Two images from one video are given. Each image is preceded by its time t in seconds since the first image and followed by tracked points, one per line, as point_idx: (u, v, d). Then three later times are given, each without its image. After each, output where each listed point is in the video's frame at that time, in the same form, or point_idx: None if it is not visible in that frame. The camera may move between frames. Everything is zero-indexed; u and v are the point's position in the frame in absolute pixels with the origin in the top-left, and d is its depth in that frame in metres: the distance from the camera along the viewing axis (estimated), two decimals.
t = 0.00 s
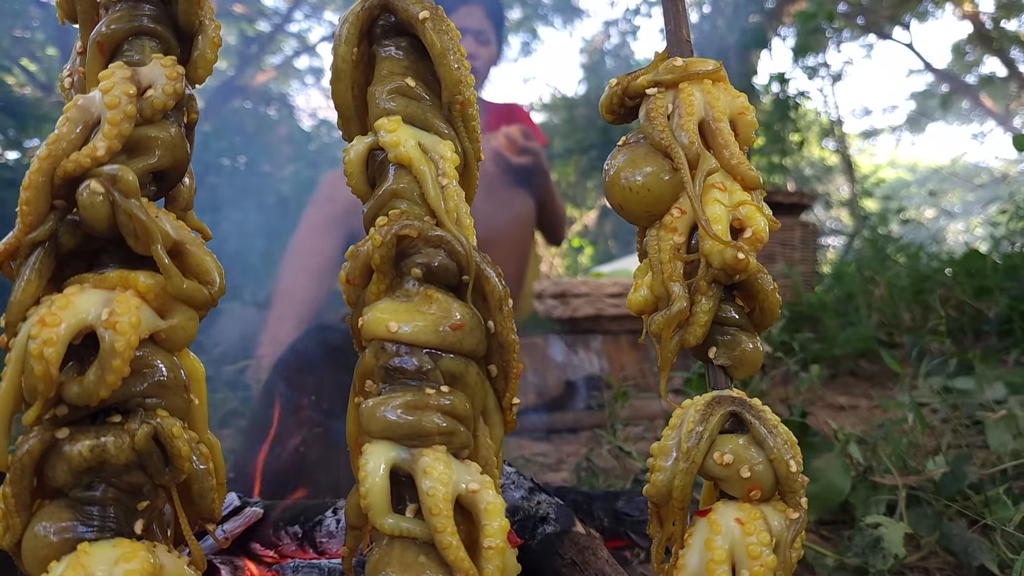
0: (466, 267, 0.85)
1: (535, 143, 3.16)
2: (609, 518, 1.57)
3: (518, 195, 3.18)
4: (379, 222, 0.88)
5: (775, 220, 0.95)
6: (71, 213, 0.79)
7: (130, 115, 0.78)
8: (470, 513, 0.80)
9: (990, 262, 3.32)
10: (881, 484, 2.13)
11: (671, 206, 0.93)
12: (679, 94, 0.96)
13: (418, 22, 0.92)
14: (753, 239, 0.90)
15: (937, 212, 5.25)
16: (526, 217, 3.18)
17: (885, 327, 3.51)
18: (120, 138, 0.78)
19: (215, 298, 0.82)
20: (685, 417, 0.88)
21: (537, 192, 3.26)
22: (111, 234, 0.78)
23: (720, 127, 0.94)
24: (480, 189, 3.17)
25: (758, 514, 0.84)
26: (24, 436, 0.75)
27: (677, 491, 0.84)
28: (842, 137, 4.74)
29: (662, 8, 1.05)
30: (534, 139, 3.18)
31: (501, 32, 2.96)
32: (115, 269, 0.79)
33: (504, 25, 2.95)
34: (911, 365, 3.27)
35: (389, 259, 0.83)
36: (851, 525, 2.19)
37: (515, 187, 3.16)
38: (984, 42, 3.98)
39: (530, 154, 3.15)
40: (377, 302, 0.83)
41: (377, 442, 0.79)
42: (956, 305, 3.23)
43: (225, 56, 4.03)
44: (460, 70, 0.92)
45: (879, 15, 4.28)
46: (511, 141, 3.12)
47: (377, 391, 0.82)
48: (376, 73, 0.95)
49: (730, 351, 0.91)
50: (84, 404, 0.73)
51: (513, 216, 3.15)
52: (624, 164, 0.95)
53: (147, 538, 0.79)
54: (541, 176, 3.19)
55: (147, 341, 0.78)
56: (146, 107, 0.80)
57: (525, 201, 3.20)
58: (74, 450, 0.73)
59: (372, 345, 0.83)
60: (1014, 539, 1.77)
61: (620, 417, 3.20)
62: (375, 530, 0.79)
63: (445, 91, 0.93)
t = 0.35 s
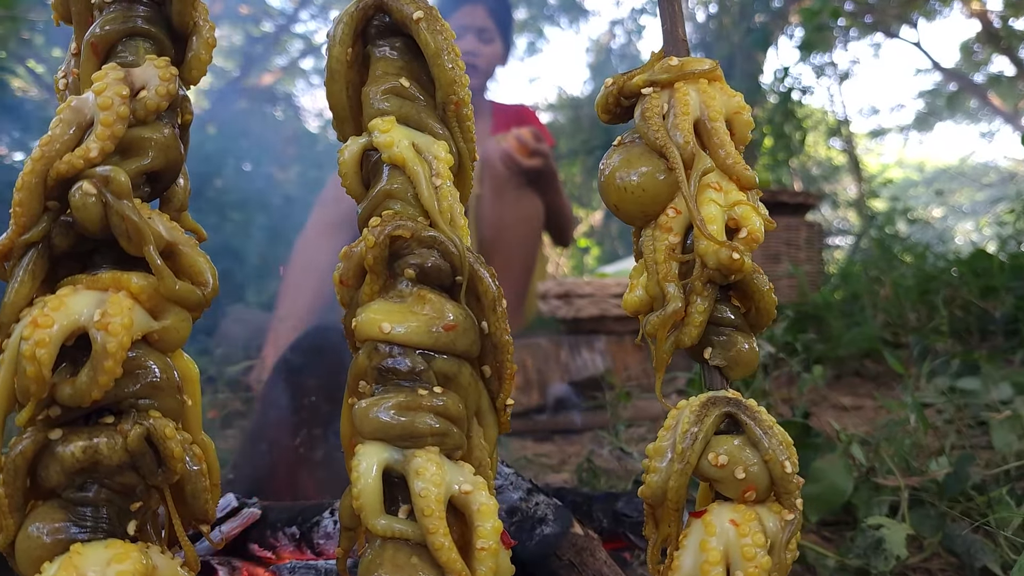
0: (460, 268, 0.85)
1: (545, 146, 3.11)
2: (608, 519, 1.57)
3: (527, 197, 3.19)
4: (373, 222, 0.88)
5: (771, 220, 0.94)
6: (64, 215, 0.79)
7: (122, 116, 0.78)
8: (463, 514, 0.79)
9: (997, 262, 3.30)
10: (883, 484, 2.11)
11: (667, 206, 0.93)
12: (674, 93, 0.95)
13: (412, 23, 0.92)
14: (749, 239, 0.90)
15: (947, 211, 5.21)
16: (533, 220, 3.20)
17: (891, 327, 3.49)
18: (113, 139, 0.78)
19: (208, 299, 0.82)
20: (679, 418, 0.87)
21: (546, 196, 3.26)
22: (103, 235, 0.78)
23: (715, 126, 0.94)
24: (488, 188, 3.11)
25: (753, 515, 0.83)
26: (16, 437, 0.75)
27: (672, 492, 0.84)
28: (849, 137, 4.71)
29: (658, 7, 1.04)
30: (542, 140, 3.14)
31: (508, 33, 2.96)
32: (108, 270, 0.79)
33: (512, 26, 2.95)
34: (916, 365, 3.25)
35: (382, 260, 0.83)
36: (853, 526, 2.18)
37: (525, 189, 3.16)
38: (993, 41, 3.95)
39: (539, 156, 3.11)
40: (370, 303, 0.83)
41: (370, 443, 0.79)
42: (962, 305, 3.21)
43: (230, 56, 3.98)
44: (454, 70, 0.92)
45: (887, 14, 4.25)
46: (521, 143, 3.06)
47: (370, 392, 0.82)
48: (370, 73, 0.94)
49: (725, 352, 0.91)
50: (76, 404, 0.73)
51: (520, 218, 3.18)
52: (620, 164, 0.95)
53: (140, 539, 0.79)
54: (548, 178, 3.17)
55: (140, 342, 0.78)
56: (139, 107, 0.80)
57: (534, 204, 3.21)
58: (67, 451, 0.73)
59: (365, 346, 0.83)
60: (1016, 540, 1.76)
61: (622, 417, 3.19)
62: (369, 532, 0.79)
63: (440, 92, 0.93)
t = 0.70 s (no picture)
0: (451, 268, 0.85)
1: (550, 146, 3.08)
2: (606, 519, 1.58)
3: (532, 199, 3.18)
4: (365, 223, 0.88)
5: (763, 220, 0.94)
6: (56, 216, 0.79)
7: (114, 118, 0.78)
8: (454, 514, 0.80)
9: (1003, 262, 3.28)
10: (884, 484, 2.10)
11: (659, 206, 0.93)
12: (667, 94, 0.95)
13: (404, 23, 0.92)
14: (741, 239, 0.90)
15: (954, 210, 5.16)
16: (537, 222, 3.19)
17: (895, 327, 3.47)
18: (105, 140, 0.78)
19: (200, 299, 0.82)
20: (671, 418, 0.87)
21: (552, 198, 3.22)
22: (95, 237, 0.79)
23: (708, 127, 0.94)
24: (493, 190, 3.11)
25: (745, 516, 0.83)
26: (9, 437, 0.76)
27: (663, 492, 0.84)
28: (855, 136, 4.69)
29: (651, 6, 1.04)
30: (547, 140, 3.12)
31: (513, 35, 2.93)
32: (100, 271, 0.79)
33: (517, 29, 2.90)
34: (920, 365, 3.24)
35: (373, 261, 0.83)
36: (854, 526, 2.17)
37: (530, 191, 3.13)
38: (1001, 39, 3.92)
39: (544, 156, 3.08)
40: (362, 304, 0.83)
41: (360, 443, 0.79)
42: (966, 305, 3.19)
43: (235, 57, 4.19)
44: (446, 71, 0.93)
45: (893, 13, 4.23)
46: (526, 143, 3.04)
47: (362, 392, 0.83)
48: (363, 74, 0.95)
49: (717, 352, 0.91)
50: (68, 405, 0.74)
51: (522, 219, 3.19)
52: (612, 164, 0.95)
53: (132, 538, 0.80)
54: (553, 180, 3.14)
55: (132, 343, 0.78)
56: (132, 109, 0.81)
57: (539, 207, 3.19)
58: (58, 451, 0.73)
59: (357, 347, 0.83)
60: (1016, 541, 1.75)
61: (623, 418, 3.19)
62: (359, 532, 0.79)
63: (432, 93, 0.93)
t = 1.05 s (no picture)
0: (444, 271, 0.85)
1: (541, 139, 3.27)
2: (605, 520, 1.60)
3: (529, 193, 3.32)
4: (359, 226, 0.89)
5: (756, 221, 0.94)
6: (51, 220, 0.80)
7: (108, 123, 0.79)
8: (447, 516, 0.80)
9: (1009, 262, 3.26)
10: (884, 485, 2.10)
11: (652, 208, 0.93)
12: (660, 96, 0.95)
13: (397, 27, 0.93)
14: (734, 241, 0.90)
15: (961, 210, 5.12)
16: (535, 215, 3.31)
17: (900, 328, 3.45)
18: (99, 145, 0.79)
19: (194, 303, 0.83)
20: (665, 419, 0.87)
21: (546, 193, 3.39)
22: (89, 240, 0.79)
23: (701, 128, 0.94)
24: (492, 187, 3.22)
25: (737, 517, 0.83)
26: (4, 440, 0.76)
27: (656, 493, 0.84)
28: (861, 136, 4.66)
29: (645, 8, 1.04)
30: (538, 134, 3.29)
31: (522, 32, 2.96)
32: (95, 275, 0.80)
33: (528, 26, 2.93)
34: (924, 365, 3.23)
35: (367, 263, 0.83)
36: (855, 527, 2.17)
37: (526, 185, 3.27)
38: (1008, 38, 3.90)
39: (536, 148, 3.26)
40: (355, 307, 0.84)
41: (353, 445, 0.79)
42: (972, 306, 3.18)
43: (242, 60, 4.19)
44: (440, 74, 0.93)
45: (899, 12, 4.23)
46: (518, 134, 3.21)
47: (355, 394, 0.83)
48: (357, 78, 0.95)
49: (710, 353, 0.91)
50: (62, 408, 0.74)
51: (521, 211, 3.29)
52: (606, 166, 0.95)
53: (127, 540, 0.80)
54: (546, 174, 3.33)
55: (127, 346, 0.79)
56: (125, 114, 0.81)
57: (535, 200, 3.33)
58: (53, 453, 0.74)
59: (351, 349, 0.83)
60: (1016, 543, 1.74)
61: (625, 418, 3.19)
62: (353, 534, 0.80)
63: (425, 96, 0.94)
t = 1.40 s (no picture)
0: (436, 278, 0.86)
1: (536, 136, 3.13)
2: (603, 525, 1.60)
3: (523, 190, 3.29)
4: (352, 233, 0.89)
5: (748, 228, 0.95)
6: (46, 230, 0.80)
7: (103, 133, 0.80)
8: (439, 522, 0.80)
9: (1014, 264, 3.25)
10: (885, 488, 2.09)
11: (644, 214, 0.93)
12: (652, 103, 0.96)
13: (391, 35, 0.93)
14: (725, 248, 0.90)
15: (966, 211, 5.08)
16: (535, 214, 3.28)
17: (903, 330, 3.43)
18: (94, 155, 0.80)
19: (189, 310, 0.83)
20: (657, 425, 0.88)
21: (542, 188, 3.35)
22: (84, 249, 0.80)
23: (693, 135, 0.94)
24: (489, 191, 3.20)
25: (729, 522, 0.84)
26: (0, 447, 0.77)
27: (648, 499, 0.84)
28: (866, 137, 4.65)
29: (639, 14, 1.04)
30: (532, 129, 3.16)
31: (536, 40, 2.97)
32: (90, 283, 0.80)
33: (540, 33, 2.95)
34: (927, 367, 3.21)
35: (359, 271, 0.84)
36: (855, 531, 2.16)
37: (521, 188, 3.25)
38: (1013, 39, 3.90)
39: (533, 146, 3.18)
40: (348, 314, 0.84)
41: (346, 452, 0.80)
42: (976, 308, 3.17)
43: (247, 64, 4.22)
44: (433, 82, 0.94)
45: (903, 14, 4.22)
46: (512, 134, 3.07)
47: (348, 401, 0.83)
48: (351, 86, 0.96)
49: (702, 359, 0.91)
50: (57, 415, 0.75)
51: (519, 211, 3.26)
52: (598, 173, 0.95)
53: (121, 547, 0.81)
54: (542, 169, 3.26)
55: (122, 354, 0.79)
56: (121, 123, 0.82)
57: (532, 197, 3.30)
58: (48, 460, 0.75)
59: (344, 356, 0.84)
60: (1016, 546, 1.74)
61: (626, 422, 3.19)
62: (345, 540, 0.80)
63: (418, 104, 0.94)
